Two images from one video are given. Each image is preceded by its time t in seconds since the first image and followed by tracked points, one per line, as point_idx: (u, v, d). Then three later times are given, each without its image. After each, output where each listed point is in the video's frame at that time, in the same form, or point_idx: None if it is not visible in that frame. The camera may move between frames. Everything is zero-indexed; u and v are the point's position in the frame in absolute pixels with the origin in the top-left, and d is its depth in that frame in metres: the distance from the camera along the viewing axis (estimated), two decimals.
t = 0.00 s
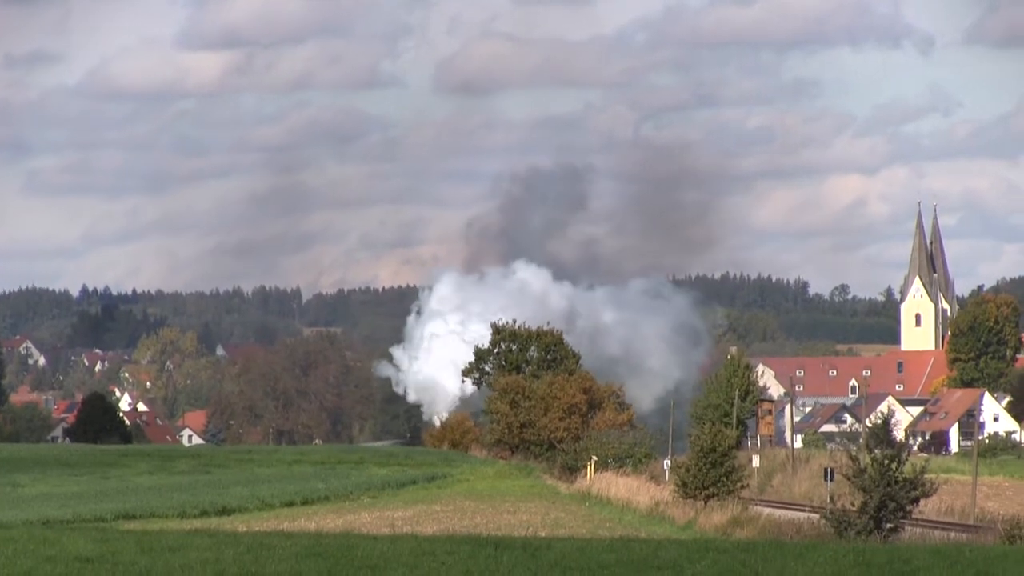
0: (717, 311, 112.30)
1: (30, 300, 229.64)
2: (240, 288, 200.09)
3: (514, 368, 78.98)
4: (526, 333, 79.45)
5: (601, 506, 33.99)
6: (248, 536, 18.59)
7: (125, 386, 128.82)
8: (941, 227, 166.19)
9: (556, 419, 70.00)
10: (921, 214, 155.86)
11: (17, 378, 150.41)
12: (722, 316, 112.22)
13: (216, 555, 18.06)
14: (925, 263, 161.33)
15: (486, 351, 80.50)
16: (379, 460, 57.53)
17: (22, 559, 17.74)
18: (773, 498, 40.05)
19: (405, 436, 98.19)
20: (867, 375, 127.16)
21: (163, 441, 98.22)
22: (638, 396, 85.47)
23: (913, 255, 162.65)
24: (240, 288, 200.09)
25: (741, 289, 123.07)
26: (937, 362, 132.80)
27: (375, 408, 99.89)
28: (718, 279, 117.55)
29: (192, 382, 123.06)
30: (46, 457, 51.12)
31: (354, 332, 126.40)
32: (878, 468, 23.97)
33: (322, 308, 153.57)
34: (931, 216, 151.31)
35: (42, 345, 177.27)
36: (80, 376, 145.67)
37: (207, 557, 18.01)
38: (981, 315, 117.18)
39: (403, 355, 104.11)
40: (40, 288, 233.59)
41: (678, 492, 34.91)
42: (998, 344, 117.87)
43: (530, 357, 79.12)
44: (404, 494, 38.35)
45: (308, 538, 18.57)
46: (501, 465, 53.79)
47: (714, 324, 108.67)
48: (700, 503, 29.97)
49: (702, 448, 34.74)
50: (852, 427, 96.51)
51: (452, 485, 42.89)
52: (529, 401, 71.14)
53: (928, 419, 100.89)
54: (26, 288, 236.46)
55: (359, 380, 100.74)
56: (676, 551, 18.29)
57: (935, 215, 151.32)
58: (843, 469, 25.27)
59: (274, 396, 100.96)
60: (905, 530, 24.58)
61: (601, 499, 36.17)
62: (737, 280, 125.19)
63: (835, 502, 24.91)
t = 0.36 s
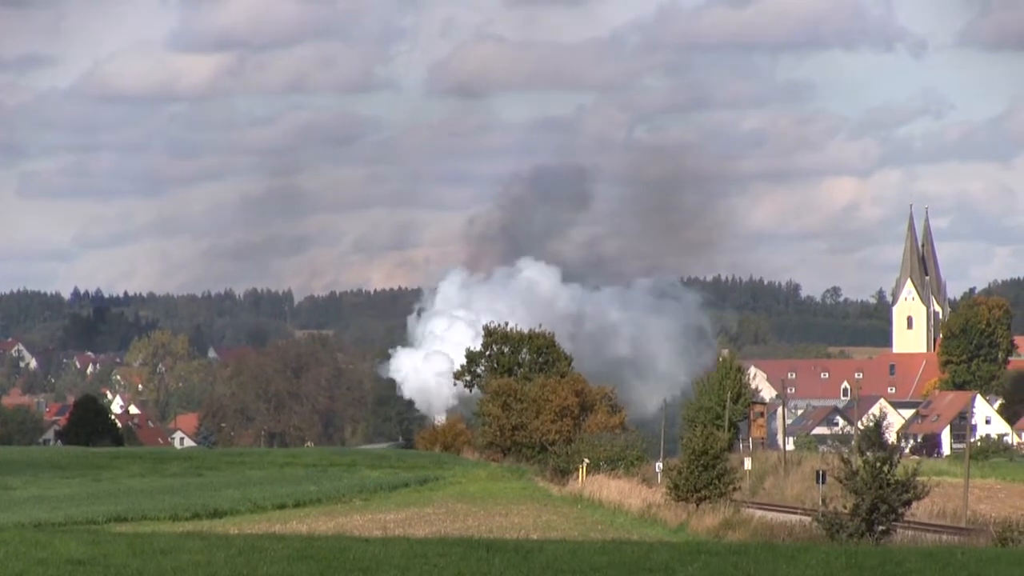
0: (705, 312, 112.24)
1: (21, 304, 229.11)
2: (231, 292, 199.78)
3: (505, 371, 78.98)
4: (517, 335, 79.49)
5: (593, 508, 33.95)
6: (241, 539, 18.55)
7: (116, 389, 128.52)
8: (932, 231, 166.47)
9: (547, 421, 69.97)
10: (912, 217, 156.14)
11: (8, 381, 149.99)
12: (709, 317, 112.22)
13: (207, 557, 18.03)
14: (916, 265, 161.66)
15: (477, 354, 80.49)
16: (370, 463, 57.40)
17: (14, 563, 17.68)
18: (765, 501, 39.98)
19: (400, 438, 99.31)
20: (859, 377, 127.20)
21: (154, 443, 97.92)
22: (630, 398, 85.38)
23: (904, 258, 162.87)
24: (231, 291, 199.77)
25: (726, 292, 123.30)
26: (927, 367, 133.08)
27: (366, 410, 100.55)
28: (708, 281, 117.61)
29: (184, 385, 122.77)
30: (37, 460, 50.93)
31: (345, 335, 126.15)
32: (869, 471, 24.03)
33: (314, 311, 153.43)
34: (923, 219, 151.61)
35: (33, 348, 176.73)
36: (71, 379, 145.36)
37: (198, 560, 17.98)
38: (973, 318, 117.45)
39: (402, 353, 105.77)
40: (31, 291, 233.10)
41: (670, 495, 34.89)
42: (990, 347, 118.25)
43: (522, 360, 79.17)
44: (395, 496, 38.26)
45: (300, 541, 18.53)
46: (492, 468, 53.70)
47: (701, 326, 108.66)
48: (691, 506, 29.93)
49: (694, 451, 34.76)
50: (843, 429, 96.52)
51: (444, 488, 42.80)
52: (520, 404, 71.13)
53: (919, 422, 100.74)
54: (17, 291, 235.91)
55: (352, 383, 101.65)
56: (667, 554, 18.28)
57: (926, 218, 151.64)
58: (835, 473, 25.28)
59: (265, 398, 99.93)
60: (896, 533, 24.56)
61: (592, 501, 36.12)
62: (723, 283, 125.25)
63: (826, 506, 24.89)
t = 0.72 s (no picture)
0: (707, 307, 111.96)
1: (13, 303, 228.71)
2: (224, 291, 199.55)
3: (499, 370, 78.98)
4: (510, 334, 79.54)
5: (586, 507, 33.93)
6: (233, 537, 18.54)
7: (109, 388, 128.38)
8: (924, 231, 166.73)
9: (541, 420, 69.95)
10: (905, 216, 156.35)
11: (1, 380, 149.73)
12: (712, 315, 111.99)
13: (201, 556, 18.04)
14: (909, 265, 161.96)
15: (471, 353, 80.51)
16: (364, 462, 57.30)
17: (8, 561, 17.67)
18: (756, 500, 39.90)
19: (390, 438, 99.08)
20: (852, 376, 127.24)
21: (147, 442, 97.71)
22: (622, 397, 85.26)
23: (897, 257, 163.08)
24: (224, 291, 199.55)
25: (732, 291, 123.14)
26: (920, 365, 133.50)
27: (359, 409, 100.97)
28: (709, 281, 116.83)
29: (177, 384, 122.58)
30: (30, 460, 50.76)
31: (338, 334, 125.98)
32: (863, 470, 24.04)
33: (307, 311, 153.37)
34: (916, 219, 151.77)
35: (25, 346, 176.47)
36: (64, 378, 145.15)
37: (190, 559, 17.99)
38: (966, 317, 117.12)
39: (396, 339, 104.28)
40: (23, 290, 232.81)
41: (663, 494, 34.91)
42: (983, 346, 118.23)
43: (515, 358, 79.19)
44: (390, 495, 38.21)
45: (293, 540, 18.53)
46: (484, 467, 53.64)
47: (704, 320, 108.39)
48: (683, 505, 29.91)
49: (687, 450, 34.80)
50: (837, 429, 96.36)
51: (437, 487, 42.76)
52: (513, 403, 71.09)
53: (912, 421, 100.69)
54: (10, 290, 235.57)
55: (345, 381, 101.66)
56: (661, 553, 18.29)
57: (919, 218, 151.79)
58: (827, 471, 25.30)
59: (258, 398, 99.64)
60: (888, 532, 24.58)
61: (585, 500, 36.12)
62: (723, 281, 125.15)
63: (819, 504, 24.92)
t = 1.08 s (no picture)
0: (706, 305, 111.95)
1: (9, 304, 228.91)
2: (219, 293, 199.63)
3: (494, 370, 78.97)
4: (506, 335, 79.54)
5: (581, 508, 33.96)
6: (228, 537, 18.55)
7: (105, 388, 128.33)
8: (920, 232, 166.89)
9: (537, 421, 69.94)
10: (901, 216, 156.43)
11: None
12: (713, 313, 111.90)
13: (197, 556, 18.03)
14: (905, 265, 162.16)
15: (466, 353, 80.60)
16: (359, 463, 57.40)
17: (3, 563, 17.64)
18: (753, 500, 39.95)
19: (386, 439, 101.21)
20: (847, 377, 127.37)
21: (143, 442, 97.75)
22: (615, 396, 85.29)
23: (892, 257, 163.17)
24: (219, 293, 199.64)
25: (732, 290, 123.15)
26: (916, 366, 133.87)
27: (355, 409, 101.71)
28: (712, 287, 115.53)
29: (172, 385, 122.55)
30: (25, 461, 50.72)
31: (334, 334, 125.95)
32: (858, 470, 24.07)
33: (302, 312, 153.49)
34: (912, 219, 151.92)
35: (21, 347, 176.51)
36: (60, 378, 145.22)
37: (186, 559, 18.00)
38: (961, 317, 117.56)
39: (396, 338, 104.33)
40: (19, 291, 233.01)
41: (658, 495, 34.97)
42: (978, 346, 118.46)
43: (511, 359, 79.16)
44: (385, 495, 38.29)
45: (289, 540, 18.52)
46: (481, 468, 53.70)
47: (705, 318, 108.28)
48: (679, 505, 29.92)
49: (683, 451, 34.86)
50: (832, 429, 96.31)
51: (433, 488, 42.82)
52: (509, 403, 71.07)
53: (908, 421, 100.83)
54: (5, 291, 235.72)
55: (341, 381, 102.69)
56: (657, 553, 18.30)
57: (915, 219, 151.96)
58: (823, 471, 25.31)
59: (254, 398, 99.17)
60: (884, 533, 24.58)
61: (581, 501, 36.14)
62: (721, 282, 125.24)
63: (814, 505, 24.91)
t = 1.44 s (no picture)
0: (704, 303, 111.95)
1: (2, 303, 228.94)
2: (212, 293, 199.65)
3: (487, 370, 78.97)
4: (498, 335, 79.56)
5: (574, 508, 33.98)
6: (220, 537, 18.55)
7: (97, 389, 128.27)
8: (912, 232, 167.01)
9: (529, 421, 70.08)
10: (894, 217, 156.46)
11: None
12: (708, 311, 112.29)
13: (189, 556, 18.05)
14: (898, 265, 162.26)
15: (459, 353, 80.68)
16: (351, 463, 57.42)
17: None
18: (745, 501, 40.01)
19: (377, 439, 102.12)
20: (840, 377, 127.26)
21: (135, 442, 97.80)
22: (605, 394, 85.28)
23: (885, 258, 163.10)
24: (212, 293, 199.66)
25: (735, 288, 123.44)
26: (909, 366, 133.82)
27: (347, 410, 102.74)
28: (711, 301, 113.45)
29: (165, 385, 122.56)
30: (17, 461, 50.70)
31: (326, 334, 125.80)
32: (850, 470, 24.04)
33: (295, 313, 153.57)
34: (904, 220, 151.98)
35: (13, 347, 176.52)
36: (52, 378, 145.27)
37: (179, 559, 18.02)
38: (953, 317, 117.65)
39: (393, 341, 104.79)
40: (12, 291, 233.01)
41: (650, 494, 35.10)
42: (971, 347, 118.43)
43: (503, 359, 79.17)
44: (377, 495, 38.30)
45: (281, 541, 18.51)
46: (473, 468, 53.77)
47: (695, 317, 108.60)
48: (671, 505, 29.91)
49: (675, 451, 34.93)
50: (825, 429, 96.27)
51: (425, 488, 42.87)
52: (501, 403, 71.06)
53: (900, 421, 100.70)
54: None
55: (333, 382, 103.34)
56: (649, 553, 18.29)
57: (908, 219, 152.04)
58: (815, 472, 25.29)
59: (246, 398, 98.21)
60: (876, 534, 24.55)
61: (574, 501, 36.17)
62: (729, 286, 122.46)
63: (807, 505, 24.90)
